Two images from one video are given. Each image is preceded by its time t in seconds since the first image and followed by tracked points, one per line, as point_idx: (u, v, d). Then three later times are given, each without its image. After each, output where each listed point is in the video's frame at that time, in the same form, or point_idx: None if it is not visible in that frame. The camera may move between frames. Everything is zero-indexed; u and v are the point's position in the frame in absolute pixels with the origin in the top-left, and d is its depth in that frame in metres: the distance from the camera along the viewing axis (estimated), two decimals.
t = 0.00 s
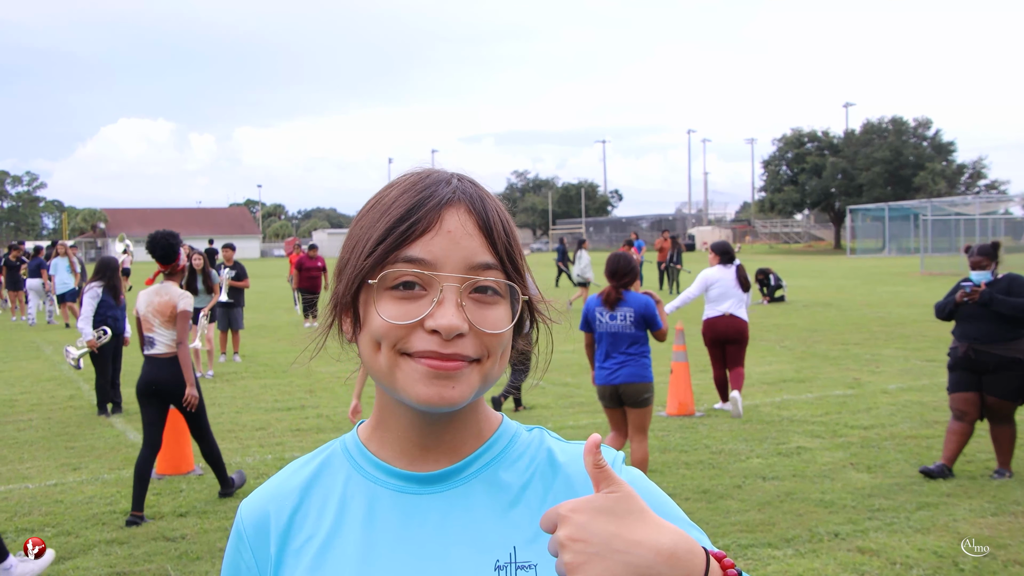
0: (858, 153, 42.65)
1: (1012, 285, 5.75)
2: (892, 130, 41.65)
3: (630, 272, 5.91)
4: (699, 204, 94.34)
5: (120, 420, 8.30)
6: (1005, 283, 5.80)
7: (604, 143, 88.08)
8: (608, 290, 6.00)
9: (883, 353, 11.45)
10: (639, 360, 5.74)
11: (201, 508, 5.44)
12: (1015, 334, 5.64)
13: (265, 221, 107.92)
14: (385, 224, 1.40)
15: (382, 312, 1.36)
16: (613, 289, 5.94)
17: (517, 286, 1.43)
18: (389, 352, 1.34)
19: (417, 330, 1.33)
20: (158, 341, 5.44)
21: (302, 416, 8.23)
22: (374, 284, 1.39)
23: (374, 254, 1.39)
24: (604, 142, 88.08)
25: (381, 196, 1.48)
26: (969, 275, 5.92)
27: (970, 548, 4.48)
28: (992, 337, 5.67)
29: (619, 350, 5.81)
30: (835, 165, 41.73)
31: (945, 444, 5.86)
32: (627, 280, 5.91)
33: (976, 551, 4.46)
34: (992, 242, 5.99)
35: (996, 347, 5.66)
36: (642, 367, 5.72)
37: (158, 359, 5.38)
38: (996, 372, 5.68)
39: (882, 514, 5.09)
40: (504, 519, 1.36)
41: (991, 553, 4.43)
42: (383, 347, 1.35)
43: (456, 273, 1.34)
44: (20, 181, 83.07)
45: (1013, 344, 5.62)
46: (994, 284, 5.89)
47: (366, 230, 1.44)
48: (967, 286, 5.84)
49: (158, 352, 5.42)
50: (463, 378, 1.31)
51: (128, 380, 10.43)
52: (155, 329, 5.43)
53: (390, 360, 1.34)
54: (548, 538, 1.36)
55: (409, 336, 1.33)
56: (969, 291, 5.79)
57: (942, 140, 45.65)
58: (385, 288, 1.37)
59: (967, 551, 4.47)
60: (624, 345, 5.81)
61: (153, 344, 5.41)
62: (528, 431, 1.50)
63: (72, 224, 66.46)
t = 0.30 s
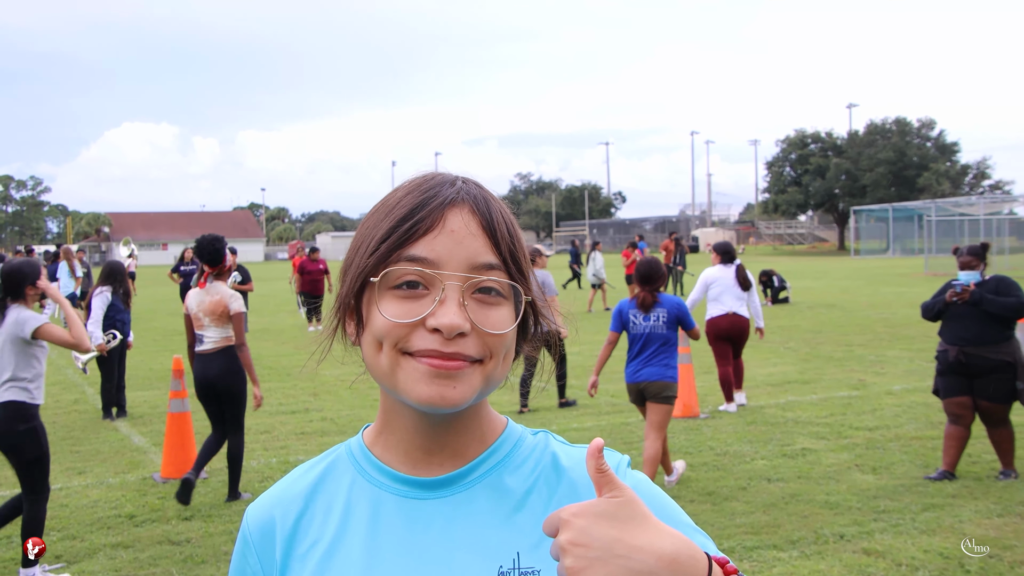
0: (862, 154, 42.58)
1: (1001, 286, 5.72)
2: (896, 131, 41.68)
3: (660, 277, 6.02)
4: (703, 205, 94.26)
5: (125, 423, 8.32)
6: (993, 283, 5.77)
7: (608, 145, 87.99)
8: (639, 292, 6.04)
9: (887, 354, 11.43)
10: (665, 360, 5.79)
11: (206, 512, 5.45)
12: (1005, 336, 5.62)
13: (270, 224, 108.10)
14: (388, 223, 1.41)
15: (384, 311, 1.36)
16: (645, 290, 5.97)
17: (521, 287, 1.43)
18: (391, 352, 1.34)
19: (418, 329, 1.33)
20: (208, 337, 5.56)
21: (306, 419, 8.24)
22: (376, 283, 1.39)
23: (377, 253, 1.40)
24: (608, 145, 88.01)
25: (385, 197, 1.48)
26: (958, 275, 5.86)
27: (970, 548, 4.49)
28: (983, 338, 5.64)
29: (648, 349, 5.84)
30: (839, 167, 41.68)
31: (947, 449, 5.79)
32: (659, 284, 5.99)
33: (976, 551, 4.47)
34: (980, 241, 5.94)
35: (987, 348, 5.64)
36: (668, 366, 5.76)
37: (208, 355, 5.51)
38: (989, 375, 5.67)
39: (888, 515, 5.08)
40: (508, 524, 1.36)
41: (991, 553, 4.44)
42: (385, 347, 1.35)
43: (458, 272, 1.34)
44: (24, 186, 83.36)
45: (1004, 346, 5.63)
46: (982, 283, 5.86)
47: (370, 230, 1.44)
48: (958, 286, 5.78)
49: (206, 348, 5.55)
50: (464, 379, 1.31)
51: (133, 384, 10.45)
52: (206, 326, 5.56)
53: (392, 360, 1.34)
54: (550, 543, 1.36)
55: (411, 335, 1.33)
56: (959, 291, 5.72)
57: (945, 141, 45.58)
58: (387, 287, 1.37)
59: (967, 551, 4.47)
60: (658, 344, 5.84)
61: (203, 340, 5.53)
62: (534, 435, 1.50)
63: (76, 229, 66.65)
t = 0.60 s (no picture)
0: (864, 153, 42.53)
1: (986, 282, 5.70)
2: (898, 128, 41.65)
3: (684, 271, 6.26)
4: (706, 204, 94.11)
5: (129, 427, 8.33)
6: (978, 280, 5.73)
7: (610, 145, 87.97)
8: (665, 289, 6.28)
9: (891, 352, 11.40)
10: (698, 350, 6.02)
11: (211, 515, 5.46)
12: (991, 332, 5.58)
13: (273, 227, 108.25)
14: (384, 226, 1.41)
15: (382, 314, 1.36)
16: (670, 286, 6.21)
17: (518, 288, 1.43)
18: (389, 354, 1.34)
19: (416, 332, 1.33)
20: (247, 336, 5.77)
21: (310, 421, 8.24)
22: (374, 285, 1.39)
23: (374, 256, 1.40)
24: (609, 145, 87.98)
25: (382, 200, 1.49)
26: (945, 270, 5.78)
27: (971, 548, 4.46)
28: (971, 335, 5.59)
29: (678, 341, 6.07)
30: (842, 165, 41.63)
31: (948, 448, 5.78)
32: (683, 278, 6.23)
33: (976, 550, 4.44)
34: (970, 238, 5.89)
35: (974, 344, 5.59)
36: (700, 357, 6.00)
37: (245, 353, 5.70)
38: (977, 370, 5.60)
39: (893, 513, 5.06)
40: (508, 526, 1.36)
41: (992, 552, 4.41)
42: (382, 349, 1.35)
43: (454, 274, 1.35)
44: (27, 191, 83.53)
45: (990, 341, 5.58)
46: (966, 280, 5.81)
47: (368, 233, 1.45)
48: (945, 281, 5.72)
49: (245, 346, 5.74)
50: (462, 382, 1.31)
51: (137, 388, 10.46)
52: (247, 326, 5.77)
53: (390, 363, 1.34)
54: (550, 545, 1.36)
55: (408, 337, 1.33)
56: (947, 287, 5.67)
57: (948, 138, 45.48)
58: (384, 290, 1.37)
59: (966, 550, 4.45)
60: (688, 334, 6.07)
61: (243, 339, 5.71)
62: (535, 437, 1.50)
63: (80, 233, 66.81)
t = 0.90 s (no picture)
0: (873, 148, 42.31)
1: (993, 278, 5.65)
2: (907, 123, 41.43)
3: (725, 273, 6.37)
4: (714, 201, 93.84)
5: (140, 427, 8.38)
6: (985, 276, 5.68)
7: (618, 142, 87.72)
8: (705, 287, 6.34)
9: (902, 348, 11.35)
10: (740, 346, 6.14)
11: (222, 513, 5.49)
12: (997, 328, 5.54)
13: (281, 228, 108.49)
14: (392, 224, 1.41)
15: (391, 312, 1.37)
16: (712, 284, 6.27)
17: (526, 283, 1.43)
18: (399, 352, 1.35)
19: (425, 329, 1.34)
20: (293, 325, 5.94)
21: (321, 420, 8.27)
22: (382, 283, 1.39)
23: (382, 254, 1.40)
24: (617, 142, 87.75)
25: (388, 197, 1.49)
26: (950, 265, 5.67)
27: (971, 548, 4.39)
28: (977, 330, 5.54)
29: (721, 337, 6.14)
30: (851, 161, 41.42)
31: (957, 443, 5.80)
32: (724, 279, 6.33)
33: (975, 551, 4.36)
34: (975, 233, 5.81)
35: (981, 339, 5.54)
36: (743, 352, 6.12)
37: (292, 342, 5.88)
38: (981, 364, 5.56)
39: (905, 509, 5.04)
40: (517, 521, 1.37)
41: (989, 551, 4.34)
42: (392, 347, 1.36)
43: (463, 271, 1.35)
44: (37, 193, 84.01)
45: (996, 337, 5.53)
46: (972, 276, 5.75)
47: (374, 231, 1.45)
48: (955, 278, 5.65)
49: (291, 335, 5.93)
50: (473, 380, 1.32)
51: (148, 387, 10.51)
52: (290, 316, 5.89)
53: (399, 361, 1.35)
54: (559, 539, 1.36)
55: (417, 335, 1.34)
56: (957, 283, 5.60)
57: (958, 133, 45.18)
58: (393, 287, 1.38)
59: (965, 551, 4.37)
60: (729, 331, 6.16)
61: (289, 328, 5.88)
62: (542, 430, 1.51)
63: (90, 234, 67.14)
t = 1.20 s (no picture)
0: (877, 153, 42.26)
1: (1003, 287, 5.58)
2: (912, 129, 41.42)
3: (751, 268, 6.55)
4: (718, 207, 93.79)
5: (145, 433, 8.40)
6: (994, 284, 5.62)
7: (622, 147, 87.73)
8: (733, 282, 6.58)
9: (907, 354, 11.32)
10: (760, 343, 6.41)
11: (227, 519, 5.49)
12: (1003, 339, 5.47)
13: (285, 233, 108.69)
14: (399, 234, 1.41)
15: (399, 323, 1.37)
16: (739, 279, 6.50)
17: (532, 292, 1.44)
18: (407, 364, 1.35)
19: (433, 340, 1.34)
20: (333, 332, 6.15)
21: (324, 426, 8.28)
22: (390, 294, 1.40)
23: (389, 265, 1.41)
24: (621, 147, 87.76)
25: (394, 207, 1.49)
26: (959, 274, 5.67)
27: (971, 548, 4.45)
28: (979, 339, 5.50)
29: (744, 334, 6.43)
30: (855, 166, 41.36)
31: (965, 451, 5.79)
32: (751, 275, 6.52)
33: (975, 550, 4.44)
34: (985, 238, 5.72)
35: (984, 350, 5.48)
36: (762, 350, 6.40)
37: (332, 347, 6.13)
38: (982, 375, 5.50)
39: (910, 516, 5.03)
40: (523, 528, 1.37)
41: (991, 551, 4.42)
42: (401, 358, 1.36)
43: (471, 282, 1.36)
44: (42, 199, 84.35)
45: (1000, 347, 5.47)
46: (982, 284, 5.68)
47: (380, 241, 1.45)
48: (961, 285, 5.59)
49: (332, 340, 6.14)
50: (479, 390, 1.32)
51: (152, 393, 10.53)
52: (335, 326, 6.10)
53: (408, 373, 1.35)
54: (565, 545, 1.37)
55: (426, 346, 1.34)
56: (962, 291, 5.54)
57: (962, 138, 45.12)
58: (401, 298, 1.38)
59: (964, 550, 4.45)
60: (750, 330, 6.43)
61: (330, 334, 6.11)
62: (547, 437, 1.51)
63: (95, 240, 67.30)
